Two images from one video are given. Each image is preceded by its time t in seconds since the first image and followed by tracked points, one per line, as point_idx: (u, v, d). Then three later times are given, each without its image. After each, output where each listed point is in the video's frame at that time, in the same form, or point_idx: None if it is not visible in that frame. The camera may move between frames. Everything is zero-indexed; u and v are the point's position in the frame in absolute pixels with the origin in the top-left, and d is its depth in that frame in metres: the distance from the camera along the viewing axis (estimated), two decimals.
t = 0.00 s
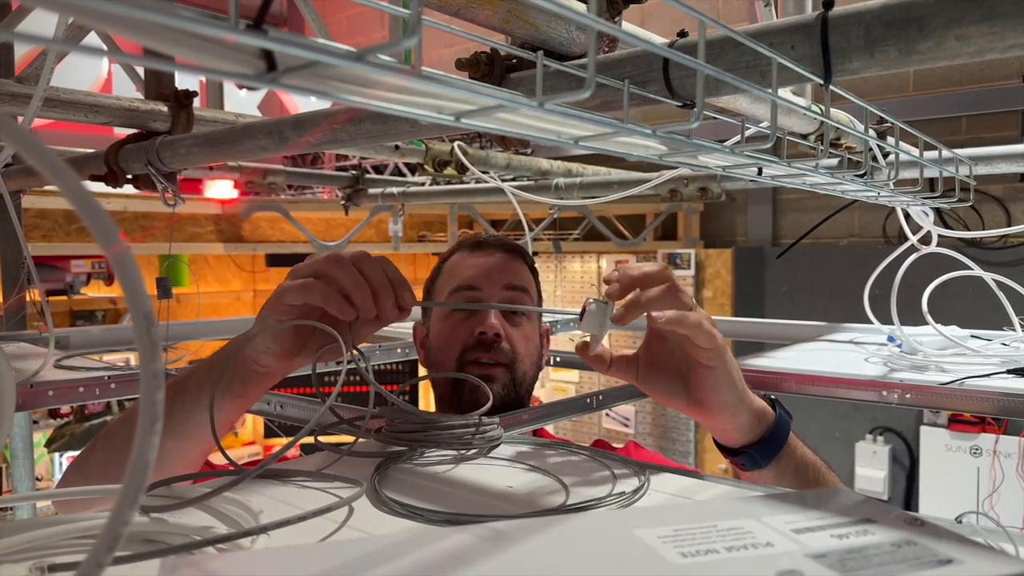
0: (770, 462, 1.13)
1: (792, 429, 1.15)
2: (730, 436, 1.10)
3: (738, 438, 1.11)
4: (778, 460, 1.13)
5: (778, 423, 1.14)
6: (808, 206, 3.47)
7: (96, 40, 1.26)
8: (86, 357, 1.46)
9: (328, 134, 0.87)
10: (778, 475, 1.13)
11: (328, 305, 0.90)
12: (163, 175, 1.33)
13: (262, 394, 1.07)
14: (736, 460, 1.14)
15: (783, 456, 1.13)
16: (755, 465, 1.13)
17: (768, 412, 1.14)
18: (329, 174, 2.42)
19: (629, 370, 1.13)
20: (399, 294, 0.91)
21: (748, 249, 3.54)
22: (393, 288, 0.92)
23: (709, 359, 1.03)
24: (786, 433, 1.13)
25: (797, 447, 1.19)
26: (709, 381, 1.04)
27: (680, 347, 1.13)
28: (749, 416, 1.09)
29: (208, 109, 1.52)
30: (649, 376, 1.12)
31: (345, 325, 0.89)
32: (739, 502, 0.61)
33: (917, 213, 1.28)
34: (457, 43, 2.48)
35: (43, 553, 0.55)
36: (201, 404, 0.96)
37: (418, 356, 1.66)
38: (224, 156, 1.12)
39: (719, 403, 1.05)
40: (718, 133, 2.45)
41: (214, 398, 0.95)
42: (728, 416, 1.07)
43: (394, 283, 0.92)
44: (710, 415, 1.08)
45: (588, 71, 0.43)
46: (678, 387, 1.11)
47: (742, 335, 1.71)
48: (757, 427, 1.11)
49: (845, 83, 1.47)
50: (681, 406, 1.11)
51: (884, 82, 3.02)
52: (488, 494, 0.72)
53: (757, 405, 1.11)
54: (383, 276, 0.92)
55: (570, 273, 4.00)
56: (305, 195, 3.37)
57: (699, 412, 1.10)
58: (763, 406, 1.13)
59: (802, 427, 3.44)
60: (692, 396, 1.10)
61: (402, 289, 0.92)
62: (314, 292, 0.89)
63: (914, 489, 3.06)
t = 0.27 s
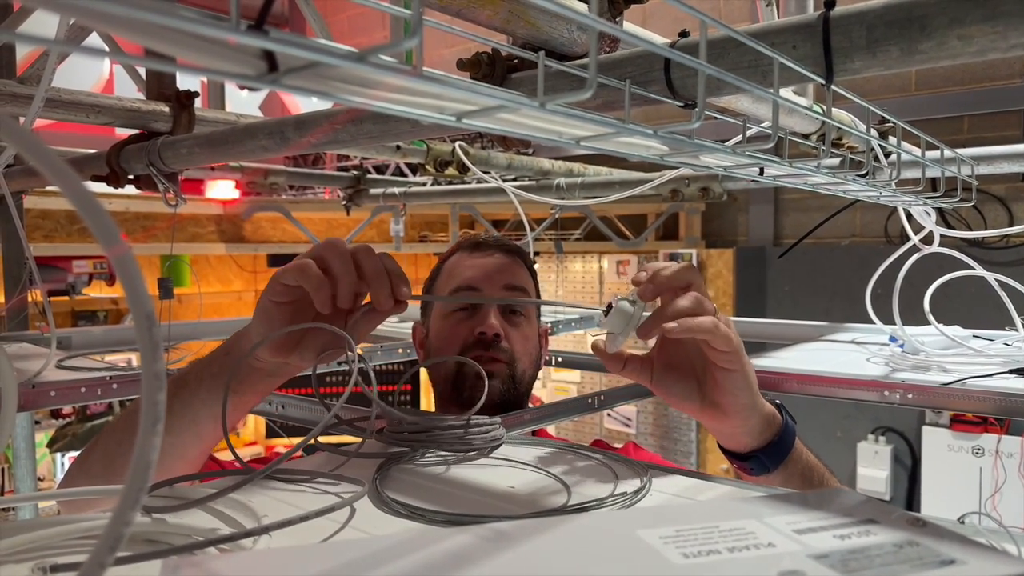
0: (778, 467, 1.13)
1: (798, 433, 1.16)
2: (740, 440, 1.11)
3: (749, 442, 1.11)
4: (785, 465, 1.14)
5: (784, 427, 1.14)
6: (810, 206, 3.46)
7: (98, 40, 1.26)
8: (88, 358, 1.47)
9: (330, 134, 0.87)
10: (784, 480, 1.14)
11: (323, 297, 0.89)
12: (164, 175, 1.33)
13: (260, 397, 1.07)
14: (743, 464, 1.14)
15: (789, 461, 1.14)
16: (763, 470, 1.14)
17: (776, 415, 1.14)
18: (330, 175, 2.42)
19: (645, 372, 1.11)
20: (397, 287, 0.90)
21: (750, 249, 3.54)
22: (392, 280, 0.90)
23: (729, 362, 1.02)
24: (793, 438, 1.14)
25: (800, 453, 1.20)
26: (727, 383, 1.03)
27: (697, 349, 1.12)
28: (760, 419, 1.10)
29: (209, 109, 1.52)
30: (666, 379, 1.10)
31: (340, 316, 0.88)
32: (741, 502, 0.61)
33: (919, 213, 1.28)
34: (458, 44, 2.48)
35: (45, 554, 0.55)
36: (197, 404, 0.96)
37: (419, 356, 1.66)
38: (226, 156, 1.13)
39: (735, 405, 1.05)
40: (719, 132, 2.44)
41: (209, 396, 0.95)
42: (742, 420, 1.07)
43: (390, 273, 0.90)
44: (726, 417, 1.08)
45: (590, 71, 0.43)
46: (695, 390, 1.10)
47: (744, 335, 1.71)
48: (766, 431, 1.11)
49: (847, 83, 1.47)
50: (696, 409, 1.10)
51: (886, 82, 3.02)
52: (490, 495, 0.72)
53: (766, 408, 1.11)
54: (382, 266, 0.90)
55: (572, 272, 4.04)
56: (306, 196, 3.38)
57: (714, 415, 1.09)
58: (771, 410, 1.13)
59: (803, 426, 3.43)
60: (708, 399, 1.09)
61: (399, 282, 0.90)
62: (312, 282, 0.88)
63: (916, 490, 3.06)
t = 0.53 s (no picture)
0: (777, 468, 1.13)
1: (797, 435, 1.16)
2: (740, 441, 1.11)
3: (748, 443, 1.11)
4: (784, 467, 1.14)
5: (785, 430, 1.14)
6: (811, 207, 3.46)
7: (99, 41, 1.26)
8: (89, 358, 1.47)
9: (331, 135, 0.87)
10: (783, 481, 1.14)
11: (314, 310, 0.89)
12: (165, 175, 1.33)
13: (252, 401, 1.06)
14: (743, 466, 1.14)
15: (788, 463, 1.14)
16: (763, 472, 1.14)
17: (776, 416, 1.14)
18: (330, 175, 2.41)
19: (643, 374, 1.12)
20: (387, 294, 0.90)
21: (751, 250, 3.54)
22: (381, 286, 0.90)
23: (725, 364, 1.02)
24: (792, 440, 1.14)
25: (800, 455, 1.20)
26: (724, 385, 1.03)
27: (695, 351, 1.12)
28: (761, 421, 1.09)
29: (210, 110, 1.52)
30: (665, 381, 1.10)
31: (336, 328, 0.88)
32: (742, 503, 0.61)
33: (920, 213, 1.28)
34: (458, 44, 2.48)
35: (46, 554, 0.55)
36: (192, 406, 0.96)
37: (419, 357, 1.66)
38: (226, 157, 1.13)
39: (734, 406, 1.05)
40: (720, 132, 2.44)
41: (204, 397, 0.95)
42: (741, 421, 1.07)
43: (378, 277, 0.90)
44: (725, 418, 1.08)
45: (591, 72, 0.43)
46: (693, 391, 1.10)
47: (744, 335, 1.71)
48: (766, 433, 1.11)
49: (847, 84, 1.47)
50: (695, 410, 1.10)
51: (887, 82, 3.02)
52: (491, 495, 0.72)
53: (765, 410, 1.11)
54: (370, 271, 0.90)
55: (573, 273, 4.03)
56: (307, 196, 3.38)
57: (713, 416, 1.09)
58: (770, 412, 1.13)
59: (804, 427, 3.43)
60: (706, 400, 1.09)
61: (388, 288, 0.90)
62: (302, 297, 0.88)
63: (917, 490, 3.06)
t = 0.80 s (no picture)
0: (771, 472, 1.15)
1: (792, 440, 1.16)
2: (734, 446, 1.12)
3: (742, 448, 1.13)
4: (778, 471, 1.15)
5: (779, 435, 1.15)
6: (812, 207, 3.46)
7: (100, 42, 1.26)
8: (91, 358, 1.47)
9: (331, 135, 0.87)
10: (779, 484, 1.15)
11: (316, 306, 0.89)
12: (166, 176, 1.33)
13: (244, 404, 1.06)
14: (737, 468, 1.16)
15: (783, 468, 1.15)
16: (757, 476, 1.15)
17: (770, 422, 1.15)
18: (331, 175, 2.41)
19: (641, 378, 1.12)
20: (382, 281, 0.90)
21: (752, 250, 3.54)
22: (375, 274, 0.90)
23: (721, 370, 1.02)
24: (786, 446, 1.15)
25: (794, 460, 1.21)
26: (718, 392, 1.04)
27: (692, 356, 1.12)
28: (755, 426, 1.11)
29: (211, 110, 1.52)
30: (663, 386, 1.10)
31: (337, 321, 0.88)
32: (743, 502, 0.61)
33: (921, 213, 1.28)
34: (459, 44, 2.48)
35: (47, 554, 0.55)
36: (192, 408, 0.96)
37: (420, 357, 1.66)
38: (227, 157, 1.13)
39: (729, 412, 1.06)
40: (721, 132, 2.44)
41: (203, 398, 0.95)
42: (735, 427, 1.08)
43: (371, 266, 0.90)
44: (720, 423, 1.09)
45: (592, 72, 0.43)
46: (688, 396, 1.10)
47: (745, 335, 1.71)
48: (760, 438, 1.12)
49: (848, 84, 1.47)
50: (690, 415, 1.10)
51: (888, 82, 3.01)
52: (493, 495, 0.72)
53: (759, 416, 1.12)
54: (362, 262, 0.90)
55: (574, 273, 4.03)
56: (308, 196, 3.38)
57: (709, 420, 1.10)
58: (764, 417, 1.14)
59: (805, 427, 3.43)
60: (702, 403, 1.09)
61: (380, 275, 0.90)
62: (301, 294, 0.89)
63: (919, 490, 3.05)
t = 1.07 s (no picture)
0: (769, 468, 1.15)
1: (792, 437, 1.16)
2: (734, 442, 1.12)
3: (742, 445, 1.13)
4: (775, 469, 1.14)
5: (780, 432, 1.15)
6: (813, 205, 3.45)
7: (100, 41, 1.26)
8: (92, 358, 1.47)
9: (332, 134, 0.87)
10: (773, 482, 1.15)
11: (301, 309, 0.89)
12: (167, 175, 1.33)
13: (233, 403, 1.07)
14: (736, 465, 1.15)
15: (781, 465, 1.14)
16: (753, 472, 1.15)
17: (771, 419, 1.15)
18: (331, 174, 2.41)
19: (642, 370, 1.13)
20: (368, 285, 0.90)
21: (753, 248, 3.54)
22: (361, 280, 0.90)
23: (728, 371, 1.02)
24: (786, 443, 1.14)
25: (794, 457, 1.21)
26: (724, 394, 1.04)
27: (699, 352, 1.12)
28: (756, 424, 1.11)
29: (211, 109, 1.52)
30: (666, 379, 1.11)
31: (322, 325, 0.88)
32: (744, 501, 0.61)
33: (922, 211, 1.28)
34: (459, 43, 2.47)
35: (48, 553, 0.55)
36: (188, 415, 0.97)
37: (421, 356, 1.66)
38: (228, 156, 1.13)
39: (731, 411, 1.06)
40: (722, 131, 2.44)
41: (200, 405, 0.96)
42: (736, 426, 1.09)
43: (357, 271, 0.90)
44: (722, 421, 1.09)
45: (592, 70, 0.42)
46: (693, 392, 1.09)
47: (746, 334, 1.71)
48: (761, 436, 1.12)
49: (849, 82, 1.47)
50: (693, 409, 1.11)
51: (889, 80, 3.01)
52: (494, 494, 0.72)
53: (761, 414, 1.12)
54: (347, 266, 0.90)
55: (575, 272, 4.02)
56: (309, 196, 3.38)
57: (710, 417, 1.10)
58: (765, 414, 1.14)
59: (807, 425, 3.43)
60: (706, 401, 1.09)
61: (367, 280, 0.89)
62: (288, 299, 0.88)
63: (920, 489, 3.06)
